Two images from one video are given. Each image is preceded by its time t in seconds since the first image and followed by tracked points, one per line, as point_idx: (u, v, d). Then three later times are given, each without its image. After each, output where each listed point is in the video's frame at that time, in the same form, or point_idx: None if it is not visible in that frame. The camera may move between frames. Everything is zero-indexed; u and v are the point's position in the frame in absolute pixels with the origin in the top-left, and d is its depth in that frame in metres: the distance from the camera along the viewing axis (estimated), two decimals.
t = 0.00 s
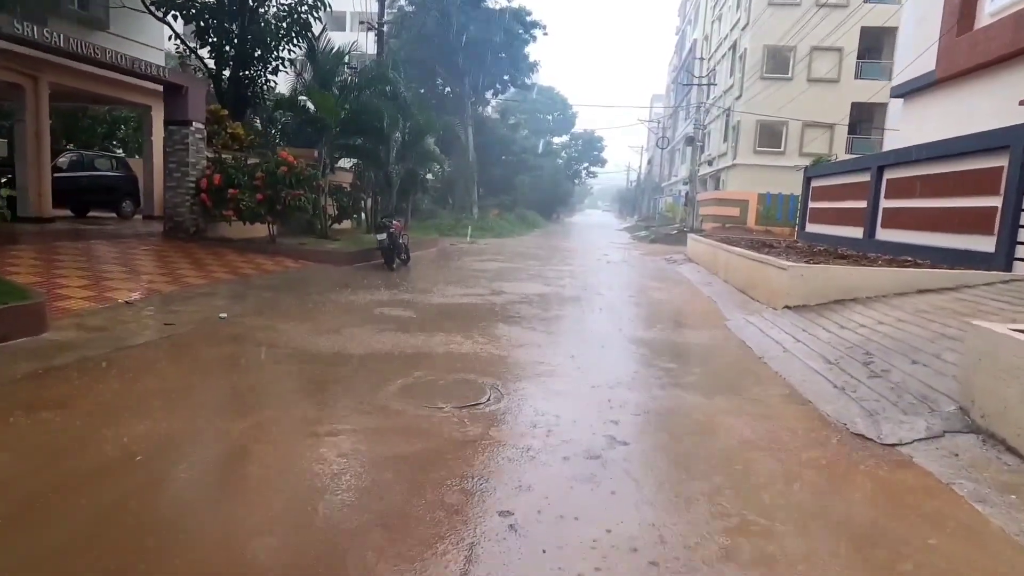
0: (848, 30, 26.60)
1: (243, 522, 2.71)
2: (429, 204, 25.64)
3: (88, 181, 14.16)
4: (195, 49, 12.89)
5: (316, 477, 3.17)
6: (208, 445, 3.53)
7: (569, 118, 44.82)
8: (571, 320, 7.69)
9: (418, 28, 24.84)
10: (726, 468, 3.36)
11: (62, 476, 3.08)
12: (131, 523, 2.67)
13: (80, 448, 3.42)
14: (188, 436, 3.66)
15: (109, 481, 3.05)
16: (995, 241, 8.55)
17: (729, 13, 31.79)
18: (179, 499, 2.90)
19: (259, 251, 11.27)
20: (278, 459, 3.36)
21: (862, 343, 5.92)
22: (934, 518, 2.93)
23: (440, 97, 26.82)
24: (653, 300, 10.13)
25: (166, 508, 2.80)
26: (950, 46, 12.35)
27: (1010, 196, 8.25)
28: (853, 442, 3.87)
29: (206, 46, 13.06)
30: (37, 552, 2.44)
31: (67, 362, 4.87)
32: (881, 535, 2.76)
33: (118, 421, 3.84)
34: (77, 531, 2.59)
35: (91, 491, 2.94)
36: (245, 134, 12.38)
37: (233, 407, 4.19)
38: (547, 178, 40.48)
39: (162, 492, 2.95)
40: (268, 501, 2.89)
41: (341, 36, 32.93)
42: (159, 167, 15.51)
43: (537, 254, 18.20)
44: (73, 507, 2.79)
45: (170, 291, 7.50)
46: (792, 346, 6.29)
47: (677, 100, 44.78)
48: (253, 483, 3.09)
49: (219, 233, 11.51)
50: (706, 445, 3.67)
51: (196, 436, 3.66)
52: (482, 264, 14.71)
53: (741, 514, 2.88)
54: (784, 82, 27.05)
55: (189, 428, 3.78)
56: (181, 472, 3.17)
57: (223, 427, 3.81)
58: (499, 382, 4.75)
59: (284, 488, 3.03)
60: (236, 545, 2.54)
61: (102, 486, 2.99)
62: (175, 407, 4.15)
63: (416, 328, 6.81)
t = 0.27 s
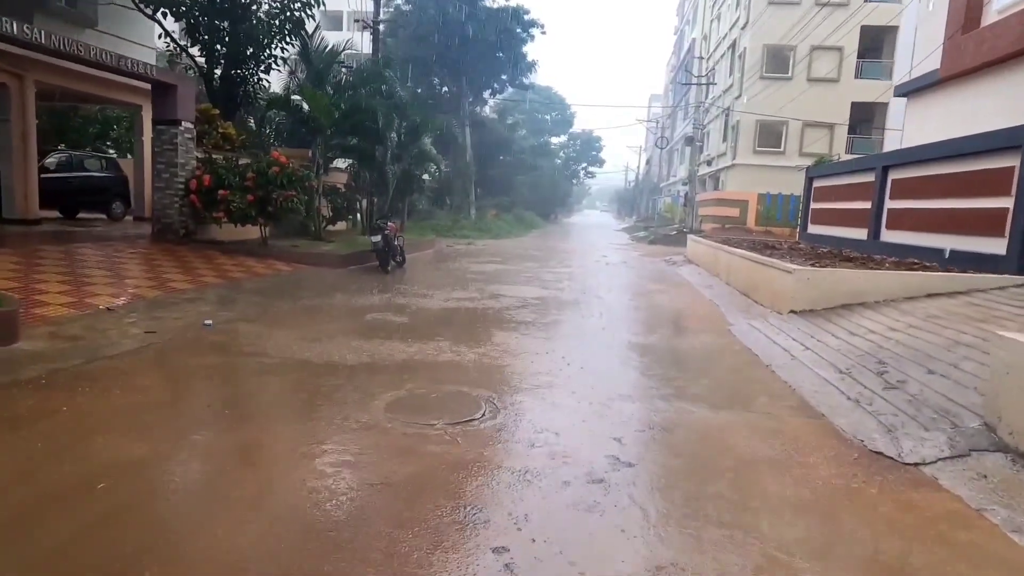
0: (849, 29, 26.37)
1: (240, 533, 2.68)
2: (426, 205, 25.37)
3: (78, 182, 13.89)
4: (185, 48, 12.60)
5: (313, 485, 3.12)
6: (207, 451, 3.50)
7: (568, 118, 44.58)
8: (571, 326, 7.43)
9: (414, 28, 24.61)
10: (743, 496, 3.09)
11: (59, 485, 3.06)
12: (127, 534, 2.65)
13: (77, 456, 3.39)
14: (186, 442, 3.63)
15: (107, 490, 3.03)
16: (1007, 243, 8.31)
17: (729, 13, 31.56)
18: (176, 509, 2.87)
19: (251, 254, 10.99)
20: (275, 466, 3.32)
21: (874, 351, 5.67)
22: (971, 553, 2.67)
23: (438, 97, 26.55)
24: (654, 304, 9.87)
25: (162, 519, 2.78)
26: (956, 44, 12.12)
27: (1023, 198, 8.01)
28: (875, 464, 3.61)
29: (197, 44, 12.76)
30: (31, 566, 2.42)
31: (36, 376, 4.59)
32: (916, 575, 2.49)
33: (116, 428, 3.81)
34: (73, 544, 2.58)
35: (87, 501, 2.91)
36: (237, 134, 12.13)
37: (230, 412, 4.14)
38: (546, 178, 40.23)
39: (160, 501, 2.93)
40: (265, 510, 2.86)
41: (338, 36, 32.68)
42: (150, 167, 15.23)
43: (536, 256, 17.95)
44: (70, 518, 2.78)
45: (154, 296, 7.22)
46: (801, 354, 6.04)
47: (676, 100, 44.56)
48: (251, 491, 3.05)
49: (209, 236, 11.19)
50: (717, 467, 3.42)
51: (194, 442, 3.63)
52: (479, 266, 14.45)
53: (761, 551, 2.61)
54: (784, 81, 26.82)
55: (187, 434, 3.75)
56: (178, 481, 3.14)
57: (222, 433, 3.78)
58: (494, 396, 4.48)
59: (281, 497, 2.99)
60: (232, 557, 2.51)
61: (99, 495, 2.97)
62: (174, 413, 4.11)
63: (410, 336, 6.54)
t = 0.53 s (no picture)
0: (848, 32, 26.23)
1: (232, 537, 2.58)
2: (422, 208, 25.13)
3: (65, 185, 13.65)
4: (175, 47, 12.35)
5: (307, 489, 3.03)
6: (198, 455, 3.40)
7: (565, 122, 44.40)
8: (568, 331, 7.19)
9: (411, 30, 24.44)
10: (753, 519, 2.84)
11: (47, 486, 2.96)
12: (117, 535, 2.56)
13: (68, 458, 3.29)
14: (179, 445, 3.53)
15: (97, 491, 2.93)
16: (1015, 247, 8.09)
17: (727, 16, 31.42)
18: (167, 510, 2.78)
19: (240, 257, 10.74)
20: (268, 470, 3.22)
21: (884, 359, 5.43)
22: None
23: (434, 100, 26.34)
24: (653, 308, 9.63)
25: (154, 520, 2.69)
26: (959, 44, 11.93)
27: None
28: (895, 483, 3.34)
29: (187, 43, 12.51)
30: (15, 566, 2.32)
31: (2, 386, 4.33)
32: None
33: (107, 431, 3.70)
34: (60, 544, 2.48)
35: (76, 501, 2.82)
36: (227, 135, 11.88)
37: (222, 417, 4.04)
38: (543, 182, 40.03)
39: (150, 503, 2.83)
40: (258, 514, 2.77)
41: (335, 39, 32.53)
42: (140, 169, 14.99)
43: (533, 260, 17.71)
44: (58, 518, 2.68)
45: (136, 301, 6.96)
46: (806, 361, 5.81)
47: (674, 104, 44.41)
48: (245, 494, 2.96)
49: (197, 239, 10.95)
50: (726, 486, 3.17)
51: (187, 446, 3.53)
52: (474, 270, 14.21)
53: None
54: (783, 84, 26.67)
55: (178, 438, 3.65)
56: (170, 483, 3.04)
57: (215, 437, 3.68)
58: (486, 407, 4.24)
59: (275, 500, 2.90)
60: (224, 560, 2.42)
61: (87, 497, 2.86)
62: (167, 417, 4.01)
63: (399, 342, 6.28)
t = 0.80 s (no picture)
0: (844, 34, 26.05)
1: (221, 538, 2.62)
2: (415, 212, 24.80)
3: (48, 189, 13.29)
4: (158, 47, 12.03)
5: (296, 489, 3.09)
6: (187, 458, 3.44)
7: (560, 125, 44.13)
8: (559, 341, 6.88)
9: (403, 31, 24.13)
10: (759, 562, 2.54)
11: (36, 491, 3.00)
12: (108, 537, 2.61)
13: (56, 466, 3.32)
14: (167, 450, 3.56)
15: (87, 495, 2.97)
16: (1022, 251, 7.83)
17: (723, 17, 31.20)
18: (161, 511, 2.84)
19: (223, 263, 10.41)
20: (255, 472, 3.25)
21: (891, 372, 5.14)
22: None
23: (427, 102, 26.03)
24: (648, 315, 9.33)
25: (144, 523, 2.73)
26: (960, 44, 11.68)
27: None
28: (910, 515, 3.05)
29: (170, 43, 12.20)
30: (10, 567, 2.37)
31: None
32: None
33: (94, 437, 3.72)
34: (52, 547, 2.52)
35: (66, 506, 2.85)
36: (210, 137, 11.55)
37: (207, 422, 4.05)
38: (538, 185, 39.73)
39: (140, 506, 2.88)
40: (246, 516, 2.81)
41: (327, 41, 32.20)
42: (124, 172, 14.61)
43: (526, 264, 17.40)
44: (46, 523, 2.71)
45: (106, 310, 6.64)
46: (808, 373, 5.51)
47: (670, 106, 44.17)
48: (232, 496, 3.00)
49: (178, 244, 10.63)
50: (724, 519, 2.89)
51: (174, 450, 3.56)
52: (466, 275, 13.88)
53: None
54: (779, 86, 26.45)
55: (164, 442, 3.67)
56: (158, 487, 3.08)
57: (201, 441, 3.70)
58: (466, 428, 3.92)
59: (265, 500, 2.96)
60: (214, 561, 2.47)
61: (79, 502, 2.90)
62: (153, 423, 4.03)
63: (381, 354, 5.97)
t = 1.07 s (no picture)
0: (844, 32, 25.82)
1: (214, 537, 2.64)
2: (413, 212, 24.62)
3: (38, 190, 13.09)
4: (147, 45, 11.82)
5: (288, 503, 2.94)
6: (179, 458, 3.44)
7: (559, 125, 43.95)
8: (555, 345, 6.68)
9: (399, 29, 23.90)
10: None
11: (30, 491, 3.00)
12: (103, 536, 2.62)
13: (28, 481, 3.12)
14: (159, 450, 3.57)
15: (80, 494, 2.98)
16: None
17: (721, 16, 31.03)
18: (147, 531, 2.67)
19: (213, 265, 10.20)
20: (247, 471, 3.26)
21: (901, 377, 4.93)
22: None
23: (424, 102, 25.84)
24: (648, 317, 9.12)
25: (129, 543, 2.58)
26: (964, 39, 11.47)
27: None
28: (927, 534, 2.85)
29: (160, 41, 11.98)
30: (6, 566, 2.39)
31: None
32: None
33: (86, 437, 3.72)
34: (46, 555, 2.47)
35: (60, 506, 2.86)
36: (200, 136, 11.34)
37: (197, 423, 4.04)
38: (537, 185, 39.54)
39: (133, 505, 2.89)
40: (239, 514, 2.82)
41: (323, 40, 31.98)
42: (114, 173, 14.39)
43: (524, 265, 17.18)
44: (42, 522, 2.73)
45: (88, 315, 6.43)
46: (816, 378, 5.29)
47: (669, 106, 43.96)
48: (225, 495, 3.01)
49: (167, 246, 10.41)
50: (728, 539, 2.69)
51: (166, 450, 3.56)
52: (463, 277, 13.66)
53: None
54: (778, 85, 26.26)
55: (144, 454, 3.50)
56: (151, 486, 3.09)
57: (193, 441, 3.70)
58: (457, 440, 3.70)
59: (255, 516, 2.81)
60: (208, 559, 2.48)
61: (73, 501, 2.91)
62: (144, 423, 4.02)
63: (371, 359, 5.76)
